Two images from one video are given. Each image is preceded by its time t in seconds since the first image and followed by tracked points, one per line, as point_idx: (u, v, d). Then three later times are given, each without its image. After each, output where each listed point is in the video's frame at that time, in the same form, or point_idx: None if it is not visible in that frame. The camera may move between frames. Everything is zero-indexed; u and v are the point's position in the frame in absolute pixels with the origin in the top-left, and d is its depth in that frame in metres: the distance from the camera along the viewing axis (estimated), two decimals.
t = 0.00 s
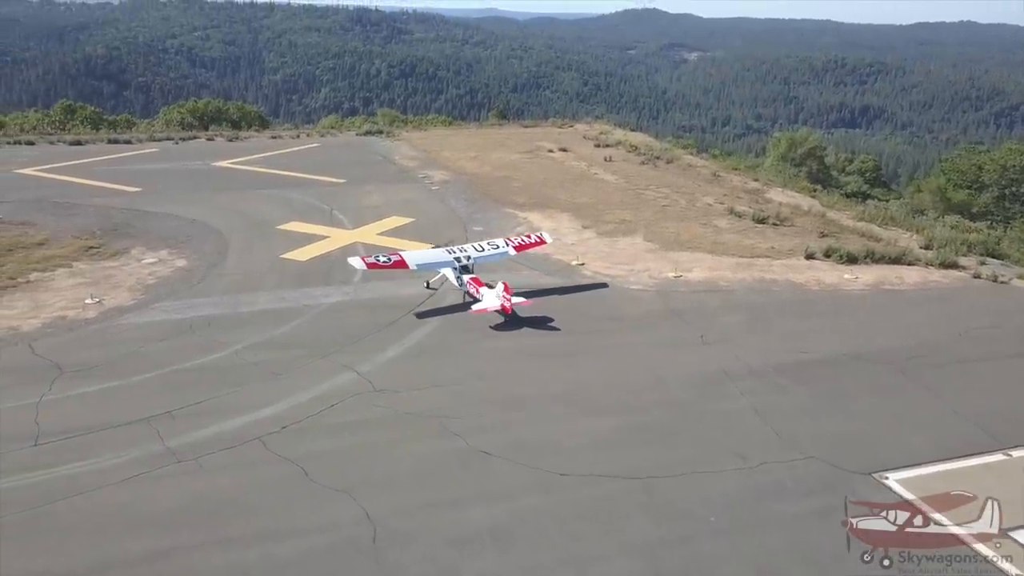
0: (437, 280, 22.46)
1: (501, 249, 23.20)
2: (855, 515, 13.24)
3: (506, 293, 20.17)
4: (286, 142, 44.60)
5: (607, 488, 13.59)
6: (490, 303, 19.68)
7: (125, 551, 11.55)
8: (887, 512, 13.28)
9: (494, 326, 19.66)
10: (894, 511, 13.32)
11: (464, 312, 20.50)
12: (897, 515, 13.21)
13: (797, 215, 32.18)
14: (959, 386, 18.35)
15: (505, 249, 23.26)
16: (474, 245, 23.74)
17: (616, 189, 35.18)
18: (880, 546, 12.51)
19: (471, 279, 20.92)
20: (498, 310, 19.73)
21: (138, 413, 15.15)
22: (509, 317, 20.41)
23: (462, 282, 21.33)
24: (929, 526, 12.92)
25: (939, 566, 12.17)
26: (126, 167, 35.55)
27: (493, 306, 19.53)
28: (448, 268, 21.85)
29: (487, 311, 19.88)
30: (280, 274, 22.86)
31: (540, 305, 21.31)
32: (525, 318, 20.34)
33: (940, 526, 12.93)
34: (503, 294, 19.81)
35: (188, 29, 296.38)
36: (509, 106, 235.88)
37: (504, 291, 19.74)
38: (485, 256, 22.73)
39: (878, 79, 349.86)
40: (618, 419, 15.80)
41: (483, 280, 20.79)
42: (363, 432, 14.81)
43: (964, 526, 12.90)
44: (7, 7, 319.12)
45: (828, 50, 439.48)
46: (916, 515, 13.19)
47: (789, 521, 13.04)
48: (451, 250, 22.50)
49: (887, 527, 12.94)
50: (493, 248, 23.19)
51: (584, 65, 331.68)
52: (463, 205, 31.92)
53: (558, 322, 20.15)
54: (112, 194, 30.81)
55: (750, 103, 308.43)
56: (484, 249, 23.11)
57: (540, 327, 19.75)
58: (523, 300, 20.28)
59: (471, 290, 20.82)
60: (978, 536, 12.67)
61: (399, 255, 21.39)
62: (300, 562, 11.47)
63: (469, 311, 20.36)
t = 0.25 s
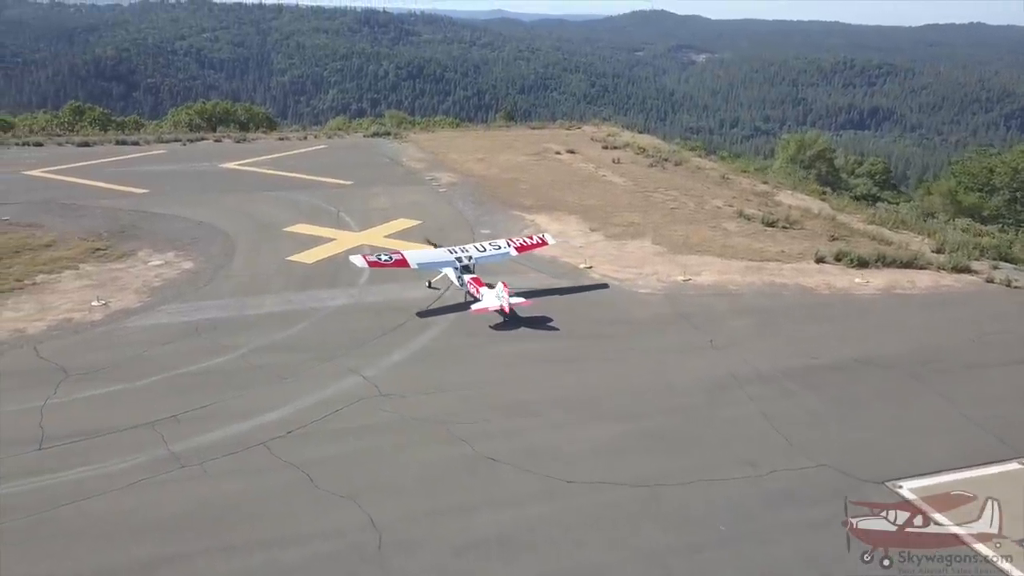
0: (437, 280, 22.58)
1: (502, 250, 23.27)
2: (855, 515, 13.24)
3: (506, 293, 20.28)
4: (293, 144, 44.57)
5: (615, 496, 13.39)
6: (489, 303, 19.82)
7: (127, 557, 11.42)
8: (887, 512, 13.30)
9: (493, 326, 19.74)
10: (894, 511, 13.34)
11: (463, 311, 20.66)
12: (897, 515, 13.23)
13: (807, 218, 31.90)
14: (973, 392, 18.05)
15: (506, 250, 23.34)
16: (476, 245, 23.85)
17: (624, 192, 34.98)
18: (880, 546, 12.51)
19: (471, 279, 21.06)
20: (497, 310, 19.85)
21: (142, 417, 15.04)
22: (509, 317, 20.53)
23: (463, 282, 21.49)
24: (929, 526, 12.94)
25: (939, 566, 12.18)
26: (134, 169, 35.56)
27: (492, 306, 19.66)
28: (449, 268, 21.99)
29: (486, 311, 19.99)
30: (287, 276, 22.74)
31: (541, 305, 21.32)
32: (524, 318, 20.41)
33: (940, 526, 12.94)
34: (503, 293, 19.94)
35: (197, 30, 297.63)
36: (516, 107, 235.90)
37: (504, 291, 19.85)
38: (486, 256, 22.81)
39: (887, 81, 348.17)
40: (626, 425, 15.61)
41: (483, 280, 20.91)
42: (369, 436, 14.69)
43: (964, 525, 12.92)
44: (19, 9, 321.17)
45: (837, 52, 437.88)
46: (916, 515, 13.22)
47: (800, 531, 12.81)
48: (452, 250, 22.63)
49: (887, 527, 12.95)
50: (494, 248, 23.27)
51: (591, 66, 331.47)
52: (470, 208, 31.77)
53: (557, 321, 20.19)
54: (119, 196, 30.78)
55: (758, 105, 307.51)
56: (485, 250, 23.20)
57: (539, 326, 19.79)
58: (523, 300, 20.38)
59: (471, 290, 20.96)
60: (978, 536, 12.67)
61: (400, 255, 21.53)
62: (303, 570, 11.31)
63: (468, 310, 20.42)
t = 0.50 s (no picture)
0: (440, 279, 22.67)
1: (504, 250, 23.15)
2: (855, 514, 13.30)
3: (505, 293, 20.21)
4: (302, 146, 44.55)
5: (625, 505, 13.17)
6: (489, 302, 19.69)
7: (131, 565, 11.27)
8: (887, 512, 13.37)
9: (491, 326, 19.78)
10: (893, 511, 13.42)
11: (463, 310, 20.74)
12: (897, 515, 13.30)
13: (819, 222, 31.56)
14: (989, 400, 17.75)
15: (509, 250, 23.21)
16: (479, 245, 23.77)
17: (633, 195, 34.73)
18: (880, 546, 12.59)
19: (471, 279, 21.07)
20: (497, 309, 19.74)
21: (148, 422, 14.92)
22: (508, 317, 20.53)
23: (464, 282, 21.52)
24: (929, 527, 13.02)
25: (940, 566, 12.25)
26: (143, 171, 35.56)
27: (493, 305, 19.53)
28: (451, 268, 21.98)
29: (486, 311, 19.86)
30: (293, 279, 22.62)
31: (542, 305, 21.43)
32: (524, 318, 20.43)
33: (940, 526, 13.03)
34: (501, 293, 19.90)
35: (207, 32, 298.84)
36: (524, 109, 235.97)
37: (504, 291, 19.78)
38: (488, 256, 22.73)
39: (897, 83, 346.34)
40: (635, 432, 15.42)
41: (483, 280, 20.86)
42: (375, 443, 14.51)
43: (964, 526, 13.00)
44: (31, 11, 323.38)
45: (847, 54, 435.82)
46: (916, 515, 13.30)
47: (815, 543, 12.56)
48: (454, 249, 22.65)
49: (886, 527, 13.02)
50: (496, 249, 23.18)
51: (599, 68, 331.20)
52: (478, 211, 31.61)
53: (555, 322, 20.17)
54: (128, 198, 30.75)
55: (768, 107, 306.46)
56: (487, 250, 23.12)
57: (537, 327, 19.77)
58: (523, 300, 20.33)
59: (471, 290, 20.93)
60: (978, 536, 12.75)
61: (401, 254, 21.50)
62: None
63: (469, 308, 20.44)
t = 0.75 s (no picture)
0: (442, 278, 22.79)
1: (506, 250, 22.93)
2: (854, 515, 13.28)
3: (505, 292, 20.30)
4: (310, 147, 44.55)
5: (634, 514, 12.97)
6: (489, 301, 19.82)
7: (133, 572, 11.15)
8: (887, 512, 13.36)
9: (491, 325, 19.90)
10: (893, 511, 13.40)
11: (463, 309, 20.85)
12: (897, 515, 13.29)
13: (829, 226, 31.27)
14: (1003, 407, 17.46)
15: (510, 250, 23.10)
16: (480, 245, 23.65)
17: (642, 198, 34.51)
18: (880, 546, 12.57)
19: (472, 279, 21.17)
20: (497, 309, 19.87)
21: (152, 426, 14.82)
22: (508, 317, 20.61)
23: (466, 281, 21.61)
24: (929, 527, 13.01)
25: (939, 566, 12.21)
26: (152, 172, 35.59)
27: (493, 305, 19.67)
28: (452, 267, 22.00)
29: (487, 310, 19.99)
30: (300, 282, 22.50)
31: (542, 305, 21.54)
32: (523, 317, 20.53)
33: (940, 527, 13.01)
34: (501, 293, 20.02)
35: (216, 34, 300.21)
36: (532, 110, 236.01)
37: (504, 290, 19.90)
38: (489, 256, 22.58)
39: (907, 85, 344.73)
40: (644, 439, 15.22)
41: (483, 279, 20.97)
42: (381, 449, 14.36)
43: (964, 526, 12.99)
44: (43, 13, 325.66)
45: (856, 56, 434.02)
46: (916, 515, 13.30)
47: (827, 553, 12.33)
48: (456, 249, 22.66)
49: (886, 527, 13.01)
50: (497, 249, 22.98)
51: (607, 70, 331.00)
52: (486, 213, 31.48)
53: (555, 322, 20.27)
54: (136, 200, 30.77)
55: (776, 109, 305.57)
56: (489, 250, 22.98)
57: (536, 327, 19.87)
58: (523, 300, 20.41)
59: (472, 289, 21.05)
60: (978, 536, 12.72)
61: (403, 254, 21.43)
62: None
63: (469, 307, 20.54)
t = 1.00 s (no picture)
0: (444, 278, 22.92)
1: (507, 250, 22.87)
2: (855, 515, 13.27)
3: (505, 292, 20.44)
4: (318, 150, 44.45)
5: (643, 524, 12.74)
6: (489, 301, 19.93)
7: None
8: (888, 512, 13.36)
9: (490, 323, 20.03)
10: (894, 511, 13.40)
11: (464, 309, 20.94)
12: (897, 515, 13.30)
13: (841, 230, 30.94)
14: (1019, 416, 17.14)
15: (511, 250, 23.05)
16: (481, 245, 23.55)
17: (651, 201, 34.25)
18: (880, 546, 12.57)
19: (473, 279, 21.27)
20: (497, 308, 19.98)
21: (156, 432, 14.67)
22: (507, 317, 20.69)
23: (467, 281, 21.69)
24: (929, 527, 13.02)
25: (940, 566, 12.23)
26: (159, 175, 35.55)
27: (493, 305, 19.76)
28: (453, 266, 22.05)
29: (487, 310, 20.08)
30: (307, 285, 22.34)
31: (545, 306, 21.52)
32: (523, 317, 20.60)
33: (941, 527, 13.02)
34: (501, 292, 20.16)
35: (226, 37, 301.45)
36: (540, 113, 235.95)
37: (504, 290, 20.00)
38: (491, 256, 22.48)
39: (918, 88, 342.77)
40: (653, 446, 14.99)
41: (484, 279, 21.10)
42: (386, 456, 14.17)
43: (964, 526, 13.01)
44: (54, 16, 327.81)
45: (866, 59, 432.20)
46: (916, 515, 13.30)
47: (840, 566, 12.08)
48: (458, 249, 22.59)
49: (887, 527, 13.02)
50: (499, 249, 22.90)
51: (615, 72, 330.62)
52: (494, 216, 31.28)
53: (554, 321, 20.34)
54: (144, 202, 30.73)
55: (785, 112, 304.32)
56: (490, 250, 22.89)
57: (535, 326, 19.94)
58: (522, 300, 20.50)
59: (472, 289, 21.16)
60: (978, 537, 12.73)
61: (404, 254, 21.36)
62: None
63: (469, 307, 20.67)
